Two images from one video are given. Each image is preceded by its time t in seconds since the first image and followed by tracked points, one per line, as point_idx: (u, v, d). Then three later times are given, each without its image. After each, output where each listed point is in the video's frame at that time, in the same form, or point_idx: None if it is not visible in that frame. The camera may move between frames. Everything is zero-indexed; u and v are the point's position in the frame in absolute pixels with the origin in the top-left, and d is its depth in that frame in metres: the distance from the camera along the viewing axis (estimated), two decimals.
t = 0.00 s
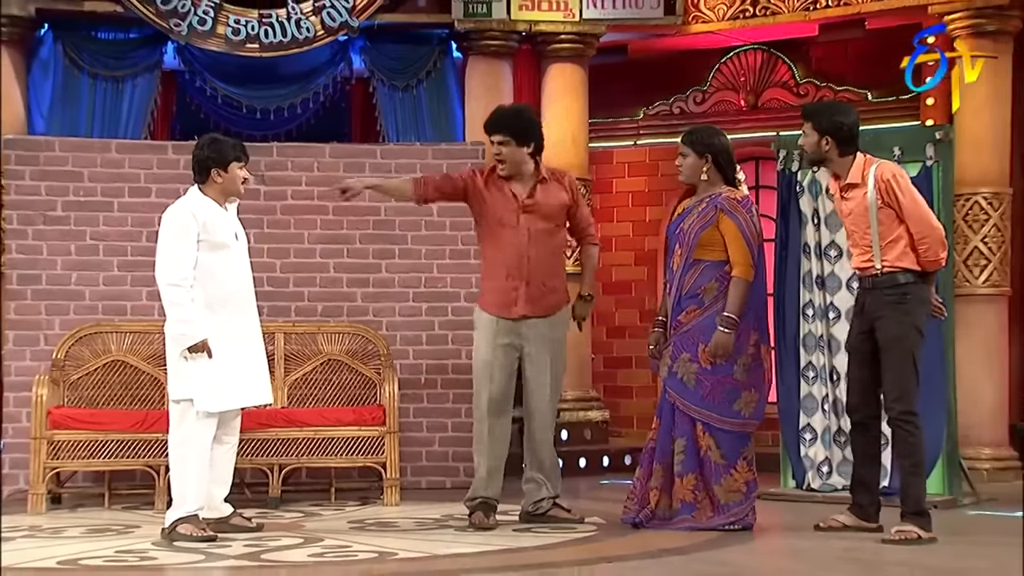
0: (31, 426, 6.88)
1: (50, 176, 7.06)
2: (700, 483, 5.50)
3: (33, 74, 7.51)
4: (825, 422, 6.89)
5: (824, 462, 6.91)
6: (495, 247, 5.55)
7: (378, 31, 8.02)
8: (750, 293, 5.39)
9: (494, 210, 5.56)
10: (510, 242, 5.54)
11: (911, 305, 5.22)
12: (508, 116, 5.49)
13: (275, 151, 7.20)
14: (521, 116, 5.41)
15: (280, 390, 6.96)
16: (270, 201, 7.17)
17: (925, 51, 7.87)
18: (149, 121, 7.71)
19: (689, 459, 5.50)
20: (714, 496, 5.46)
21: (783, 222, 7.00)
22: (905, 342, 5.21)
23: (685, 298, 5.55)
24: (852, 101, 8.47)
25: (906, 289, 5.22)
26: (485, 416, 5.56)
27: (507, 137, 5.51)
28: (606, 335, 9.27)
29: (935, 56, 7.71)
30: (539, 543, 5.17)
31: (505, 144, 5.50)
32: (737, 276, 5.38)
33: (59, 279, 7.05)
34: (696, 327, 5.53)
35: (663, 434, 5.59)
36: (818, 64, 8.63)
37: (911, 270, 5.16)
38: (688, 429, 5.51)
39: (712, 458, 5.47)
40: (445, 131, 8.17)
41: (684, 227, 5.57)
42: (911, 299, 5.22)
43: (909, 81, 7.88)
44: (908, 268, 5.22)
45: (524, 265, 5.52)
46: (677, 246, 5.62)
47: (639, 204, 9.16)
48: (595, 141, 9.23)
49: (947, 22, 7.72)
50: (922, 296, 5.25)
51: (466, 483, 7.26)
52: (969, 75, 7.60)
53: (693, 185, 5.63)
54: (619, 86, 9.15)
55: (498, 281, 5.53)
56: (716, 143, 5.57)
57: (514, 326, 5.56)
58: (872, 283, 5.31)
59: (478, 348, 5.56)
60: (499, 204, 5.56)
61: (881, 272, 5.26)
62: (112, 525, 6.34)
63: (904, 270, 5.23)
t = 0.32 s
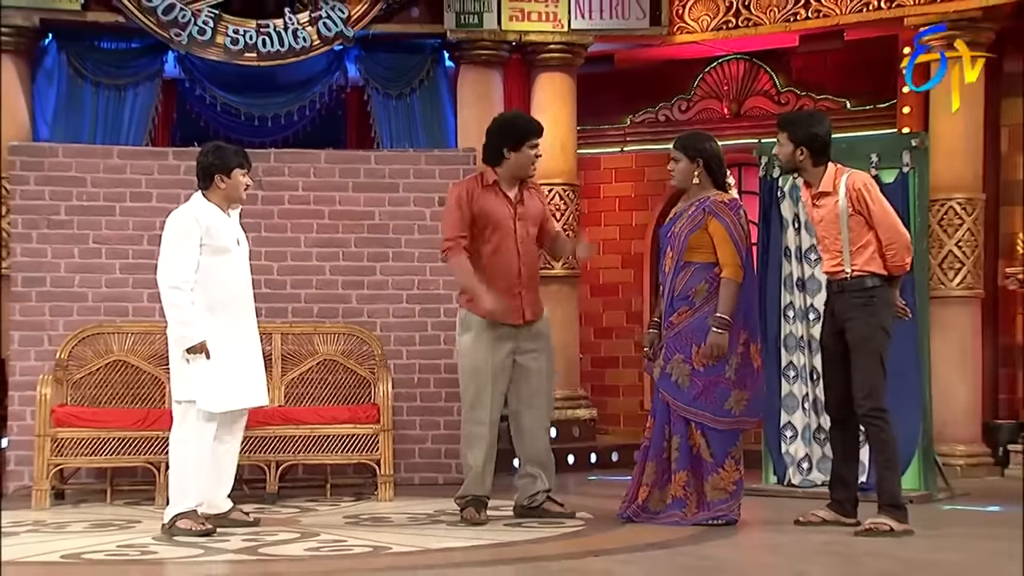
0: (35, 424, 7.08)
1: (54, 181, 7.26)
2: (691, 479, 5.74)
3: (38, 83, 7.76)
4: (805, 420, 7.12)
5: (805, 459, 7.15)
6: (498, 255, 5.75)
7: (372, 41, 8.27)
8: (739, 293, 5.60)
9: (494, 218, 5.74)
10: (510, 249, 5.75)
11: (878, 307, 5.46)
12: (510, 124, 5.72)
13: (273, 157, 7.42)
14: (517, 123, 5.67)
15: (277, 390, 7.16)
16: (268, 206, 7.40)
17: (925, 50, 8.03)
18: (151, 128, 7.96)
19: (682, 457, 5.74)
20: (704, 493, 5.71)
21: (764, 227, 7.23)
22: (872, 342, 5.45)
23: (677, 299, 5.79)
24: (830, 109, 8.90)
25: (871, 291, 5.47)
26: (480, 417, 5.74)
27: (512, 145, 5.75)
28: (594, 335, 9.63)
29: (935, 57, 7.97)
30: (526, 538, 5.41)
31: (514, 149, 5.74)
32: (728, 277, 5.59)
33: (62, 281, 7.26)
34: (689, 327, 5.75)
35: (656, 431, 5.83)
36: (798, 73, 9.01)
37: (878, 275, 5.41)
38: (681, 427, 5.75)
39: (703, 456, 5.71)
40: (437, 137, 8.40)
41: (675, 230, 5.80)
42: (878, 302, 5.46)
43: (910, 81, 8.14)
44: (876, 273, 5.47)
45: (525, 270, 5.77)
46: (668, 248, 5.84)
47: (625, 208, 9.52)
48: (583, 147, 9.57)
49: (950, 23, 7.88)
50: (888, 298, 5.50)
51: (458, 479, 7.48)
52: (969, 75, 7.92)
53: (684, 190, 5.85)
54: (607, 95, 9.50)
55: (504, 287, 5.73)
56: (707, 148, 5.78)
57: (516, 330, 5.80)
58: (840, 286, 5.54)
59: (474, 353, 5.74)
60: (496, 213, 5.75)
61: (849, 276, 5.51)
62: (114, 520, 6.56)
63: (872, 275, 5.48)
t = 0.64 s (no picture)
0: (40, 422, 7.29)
1: (58, 187, 7.48)
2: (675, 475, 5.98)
3: (43, 91, 8.34)
4: (787, 417, 7.36)
5: (787, 456, 7.38)
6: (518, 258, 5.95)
7: (368, 50, 8.78)
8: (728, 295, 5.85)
9: (516, 223, 5.94)
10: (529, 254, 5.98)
11: (857, 308, 5.69)
12: (519, 133, 5.93)
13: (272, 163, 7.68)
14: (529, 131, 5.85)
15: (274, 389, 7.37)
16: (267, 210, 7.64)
17: (925, 51, 8.33)
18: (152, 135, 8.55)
19: (667, 453, 5.98)
20: (687, 490, 5.93)
21: (748, 231, 7.48)
22: (854, 342, 5.67)
23: (666, 300, 6.02)
24: (811, 117, 9.33)
25: (851, 294, 5.70)
26: (489, 416, 5.94)
27: (523, 152, 5.94)
28: (583, 336, 9.97)
29: (934, 57, 8.30)
30: (517, 532, 5.64)
31: (526, 157, 5.94)
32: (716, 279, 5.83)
33: (67, 283, 7.48)
34: (676, 328, 5.98)
35: (645, 429, 6.07)
36: (780, 82, 9.42)
37: (857, 277, 5.64)
38: (667, 424, 5.98)
39: (687, 453, 5.94)
40: (431, 144, 8.89)
41: (663, 233, 6.04)
42: (857, 303, 5.69)
43: (910, 81, 8.40)
44: (854, 275, 5.70)
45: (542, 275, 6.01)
46: (657, 250, 6.08)
47: (614, 213, 9.92)
48: (572, 154, 9.94)
49: (948, 24, 8.18)
50: (867, 300, 5.72)
51: (450, 475, 7.71)
52: (969, 75, 8.28)
53: (673, 194, 6.08)
54: (595, 103, 9.87)
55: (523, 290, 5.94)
56: (696, 154, 6.00)
57: (527, 333, 6.02)
58: (822, 288, 5.77)
59: (486, 356, 5.91)
60: (516, 218, 5.94)
61: (829, 279, 5.73)
62: (117, 515, 6.79)
63: (851, 277, 5.71)
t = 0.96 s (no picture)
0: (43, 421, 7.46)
1: (61, 192, 7.68)
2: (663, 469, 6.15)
3: (46, 98, 8.65)
4: (772, 416, 7.54)
5: (772, 453, 7.56)
6: (529, 261, 6.10)
7: (364, 58, 9.02)
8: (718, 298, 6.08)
9: (530, 226, 6.10)
10: (541, 258, 6.12)
11: (843, 310, 5.88)
12: (540, 138, 6.10)
13: (269, 168, 7.88)
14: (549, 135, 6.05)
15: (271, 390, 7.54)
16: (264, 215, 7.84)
17: (925, 50, 8.53)
18: (152, 140, 8.83)
19: (655, 448, 6.14)
20: (675, 483, 6.10)
21: (734, 234, 7.68)
22: (840, 343, 5.86)
23: (654, 300, 6.20)
24: (796, 123, 9.53)
25: (837, 295, 5.89)
26: (507, 413, 5.99)
27: (543, 157, 6.11)
28: (574, 337, 10.17)
29: (935, 56, 8.50)
30: (508, 528, 5.81)
31: (544, 161, 6.11)
32: (704, 282, 6.06)
33: (68, 285, 7.64)
34: (664, 326, 6.17)
35: (633, 426, 6.23)
36: (765, 90, 9.64)
37: (842, 279, 5.83)
38: (655, 420, 6.14)
39: (676, 447, 6.11)
40: (425, 150, 9.15)
41: (651, 235, 6.22)
42: (843, 305, 5.88)
43: (910, 81, 8.63)
44: (840, 278, 5.89)
45: (553, 279, 6.15)
46: (645, 251, 6.25)
47: (603, 217, 10.12)
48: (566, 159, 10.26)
49: (948, 24, 8.34)
50: (853, 302, 5.91)
51: (444, 473, 7.89)
52: (969, 74, 8.50)
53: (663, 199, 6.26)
54: (586, 110, 10.12)
55: (533, 292, 6.09)
56: (689, 160, 6.19)
57: (539, 332, 6.14)
58: (809, 290, 5.95)
59: (506, 353, 6.00)
60: (530, 220, 6.10)
61: (816, 281, 5.92)
62: (117, 512, 6.96)
63: (837, 280, 5.89)
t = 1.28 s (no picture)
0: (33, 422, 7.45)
1: (51, 193, 7.67)
2: (654, 465, 6.18)
3: (37, 99, 8.68)
4: (762, 417, 7.58)
5: (761, 454, 7.61)
6: (521, 261, 6.10)
7: (354, 60, 9.05)
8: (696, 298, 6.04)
9: (521, 225, 6.09)
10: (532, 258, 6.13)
11: (833, 311, 5.91)
12: (525, 137, 6.12)
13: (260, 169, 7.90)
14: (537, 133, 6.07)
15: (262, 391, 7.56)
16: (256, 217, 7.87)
17: (925, 50, 8.55)
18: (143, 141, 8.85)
19: (643, 445, 6.19)
20: (668, 479, 6.14)
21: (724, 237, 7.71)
22: (829, 345, 5.90)
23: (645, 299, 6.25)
24: (785, 126, 9.59)
25: (827, 296, 5.92)
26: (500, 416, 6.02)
27: (531, 156, 6.13)
28: (564, 338, 10.23)
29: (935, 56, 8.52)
30: (499, 529, 5.84)
31: (533, 161, 6.13)
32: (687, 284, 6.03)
33: (60, 287, 7.65)
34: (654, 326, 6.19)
35: (625, 425, 6.27)
36: (755, 92, 9.69)
37: (832, 280, 5.86)
38: (642, 418, 6.21)
39: (664, 444, 6.15)
40: (416, 151, 9.18)
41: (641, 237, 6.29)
42: (833, 306, 5.91)
43: (910, 81, 8.64)
44: (830, 279, 5.92)
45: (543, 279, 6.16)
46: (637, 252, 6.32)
47: (593, 219, 10.18)
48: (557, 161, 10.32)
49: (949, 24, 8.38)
50: (843, 303, 5.95)
51: (434, 473, 7.91)
52: (970, 74, 8.56)
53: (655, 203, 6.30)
54: (577, 111, 10.17)
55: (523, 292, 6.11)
56: (670, 164, 6.21)
57: (529, 334, 6.15)
58: (800, 291, 5.99)
59: (499, 357, 6.04)
60: (521, 220, 6.09)
61: (806, 282, 5.96)
62: (108, 512, 6.97)
63: (827, 281, 5.93)
